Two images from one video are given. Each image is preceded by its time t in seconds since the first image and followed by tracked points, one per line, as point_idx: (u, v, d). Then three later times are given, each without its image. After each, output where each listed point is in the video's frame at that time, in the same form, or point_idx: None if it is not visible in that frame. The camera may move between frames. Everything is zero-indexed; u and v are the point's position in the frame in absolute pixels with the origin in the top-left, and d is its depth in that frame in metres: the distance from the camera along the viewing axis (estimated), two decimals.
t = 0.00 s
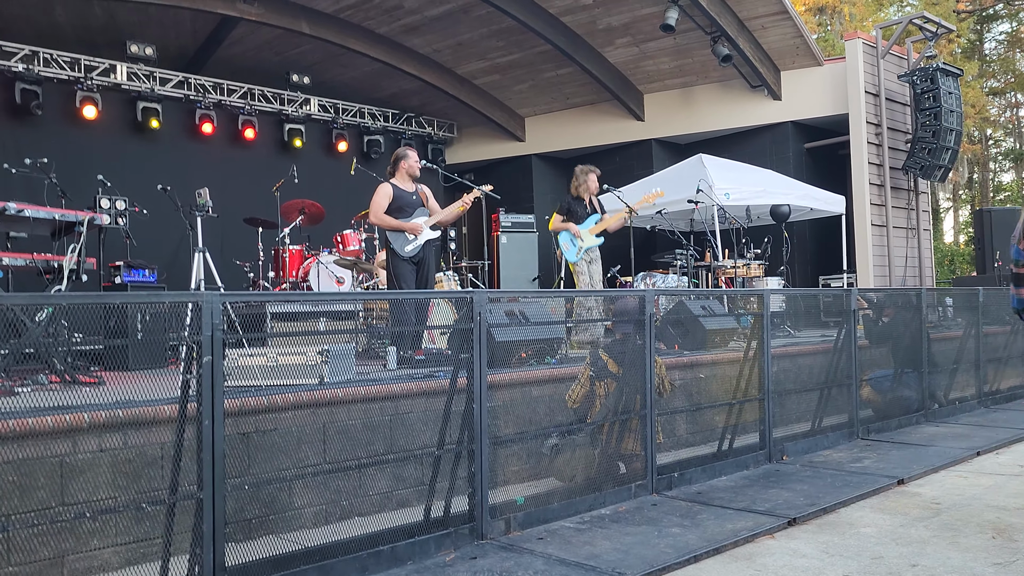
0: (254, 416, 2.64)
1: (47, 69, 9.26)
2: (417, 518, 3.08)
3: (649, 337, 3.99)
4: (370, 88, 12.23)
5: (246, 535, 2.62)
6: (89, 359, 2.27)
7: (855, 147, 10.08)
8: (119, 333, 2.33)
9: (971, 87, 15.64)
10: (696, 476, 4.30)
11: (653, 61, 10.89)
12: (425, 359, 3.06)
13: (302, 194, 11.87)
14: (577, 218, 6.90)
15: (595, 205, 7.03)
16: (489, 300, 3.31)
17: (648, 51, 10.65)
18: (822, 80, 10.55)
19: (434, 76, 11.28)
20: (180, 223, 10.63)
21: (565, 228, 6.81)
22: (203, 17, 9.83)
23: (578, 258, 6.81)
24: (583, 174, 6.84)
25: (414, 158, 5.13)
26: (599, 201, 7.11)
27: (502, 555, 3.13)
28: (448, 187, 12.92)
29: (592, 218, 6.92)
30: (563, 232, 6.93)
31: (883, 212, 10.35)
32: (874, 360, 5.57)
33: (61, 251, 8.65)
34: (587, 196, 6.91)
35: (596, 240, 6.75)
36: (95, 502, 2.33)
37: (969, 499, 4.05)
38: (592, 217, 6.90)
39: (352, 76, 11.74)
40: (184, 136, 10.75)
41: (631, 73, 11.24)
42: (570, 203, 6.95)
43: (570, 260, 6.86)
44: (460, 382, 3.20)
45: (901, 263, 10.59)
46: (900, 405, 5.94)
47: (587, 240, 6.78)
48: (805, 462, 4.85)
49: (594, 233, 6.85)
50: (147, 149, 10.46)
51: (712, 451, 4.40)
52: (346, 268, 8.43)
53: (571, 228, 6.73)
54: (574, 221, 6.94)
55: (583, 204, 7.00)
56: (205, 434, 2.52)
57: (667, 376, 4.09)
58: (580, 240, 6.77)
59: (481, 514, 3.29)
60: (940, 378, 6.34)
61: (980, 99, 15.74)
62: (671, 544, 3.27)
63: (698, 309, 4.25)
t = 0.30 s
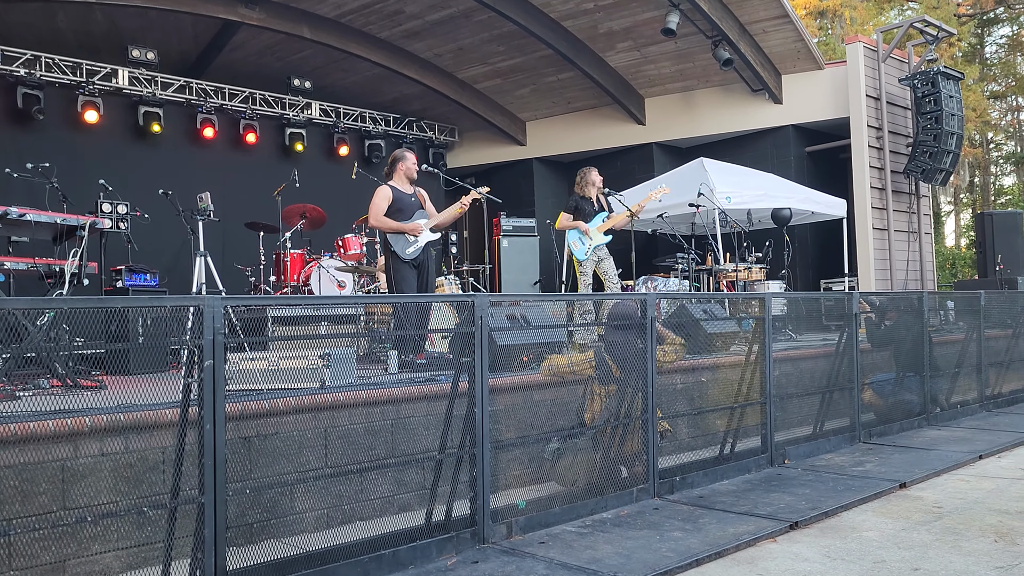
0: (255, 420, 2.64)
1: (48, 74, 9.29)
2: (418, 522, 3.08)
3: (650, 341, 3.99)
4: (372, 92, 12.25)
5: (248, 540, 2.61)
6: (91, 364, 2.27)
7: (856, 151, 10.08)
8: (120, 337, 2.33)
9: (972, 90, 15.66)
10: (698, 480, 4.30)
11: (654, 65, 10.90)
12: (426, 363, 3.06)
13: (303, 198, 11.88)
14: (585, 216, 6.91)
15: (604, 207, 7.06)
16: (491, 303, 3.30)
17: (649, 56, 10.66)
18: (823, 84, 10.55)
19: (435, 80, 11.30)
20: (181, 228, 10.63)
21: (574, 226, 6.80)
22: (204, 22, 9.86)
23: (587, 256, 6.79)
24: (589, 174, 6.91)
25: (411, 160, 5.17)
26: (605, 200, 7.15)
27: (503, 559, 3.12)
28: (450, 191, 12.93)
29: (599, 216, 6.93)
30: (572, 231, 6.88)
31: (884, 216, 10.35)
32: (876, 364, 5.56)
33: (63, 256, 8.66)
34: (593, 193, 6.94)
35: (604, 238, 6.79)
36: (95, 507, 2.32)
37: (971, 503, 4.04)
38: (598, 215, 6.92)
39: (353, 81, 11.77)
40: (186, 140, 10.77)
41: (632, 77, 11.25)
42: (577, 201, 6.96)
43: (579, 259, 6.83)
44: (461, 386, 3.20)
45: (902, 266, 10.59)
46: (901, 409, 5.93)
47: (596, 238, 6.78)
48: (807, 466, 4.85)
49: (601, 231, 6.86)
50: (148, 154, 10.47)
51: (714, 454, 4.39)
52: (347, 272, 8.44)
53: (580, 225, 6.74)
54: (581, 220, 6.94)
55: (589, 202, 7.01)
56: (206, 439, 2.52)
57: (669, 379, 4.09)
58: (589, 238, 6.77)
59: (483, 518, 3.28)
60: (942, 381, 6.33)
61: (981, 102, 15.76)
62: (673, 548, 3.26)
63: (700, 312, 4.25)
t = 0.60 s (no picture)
0: (257, 425, 2.64)
1: (51, 79, 9.30)
2: (420, 526, 3.08)
3: (652, 344, 3.98)
4: (373, 97, 12.28)
5: (250, 544, 2.62)
6: (93, 368, 2.26)
7: (857, 155, 10.08)
8: (123, 343, 2.34)
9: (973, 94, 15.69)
10: (700, 484, 4.29)
11: (655, 70, 10.91)
12: (428, 367, 3.06)
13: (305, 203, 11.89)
14: (589, 229, 6.87)
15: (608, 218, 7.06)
16: (493, 308, 3.30)
17: (650, 60, 10.68)
18: (824, 88, 10.56)
19: (436, 84, 11.31)
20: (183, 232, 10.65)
21: (579, 241, 6.82)
22: (206, 27, 9.89)
23: (593, 270, 6.83)
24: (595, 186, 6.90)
25: (408, 165, 5.17)
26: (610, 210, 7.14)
27: (506, 564, 3.12)
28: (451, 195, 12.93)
29: (604, 229, 6.93)
30: (577, 245, 6.91)
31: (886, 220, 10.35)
32: (879, 368, 5.56)
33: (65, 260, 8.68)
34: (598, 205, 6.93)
35: (610, 250, 6.81)
36: (98, 512, 2.32)
37: (973, 507, 4.03)
38: (604, 228, 6.92)
39: (355, 85, 11.79)
40: (187, 145, 10.79)
41: (633, 81, 11.25)
42: (581, 213, 6.95)
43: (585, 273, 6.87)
44: (463, 391, 3.20)
45: (904, 270, 10.58)
46: (904, 413, 5.93)
47: (602, 251, 6.81)
48: (809, 470, 4.84)
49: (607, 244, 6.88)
50: (150, 159, 10.49)
51: (716, 458, 4.39)
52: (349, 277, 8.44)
53: (585, 240, 6.75)
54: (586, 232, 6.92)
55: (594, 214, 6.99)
56: (209, 443, 2.52)
57: (670, 383, 4.09)
58: (595, 251, 6.80)
59: (485, 523, 3.28)
60: (945, 386, 6.32)
61: (982, 106, 15.77)
62: (675, 553, 3.26)
63: (702, 316, 4.25)
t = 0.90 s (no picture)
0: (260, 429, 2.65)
1: (54, 84, 9.25)
2: (422, 530, 3.08)
3: (653, 347, 3.98)
4: (375, 101, 12.30)
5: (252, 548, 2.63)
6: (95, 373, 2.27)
7: (859, 158, 10.07)
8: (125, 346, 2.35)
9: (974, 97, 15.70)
10: (702, 488, 4.29)
11: (656, 73, 10.92)
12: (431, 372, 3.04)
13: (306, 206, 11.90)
14: (581, 234, 6.94)
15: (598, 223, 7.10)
16: (494, 312, 3.30)
17: (651, 63, 10.69)
18: (826, 91, 10.56)
19: (438, 88, 11.33)
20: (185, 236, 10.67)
21: (573, 245, 6.80)
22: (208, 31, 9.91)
23: (586, 274, 6.84)
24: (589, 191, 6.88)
25: (413, 168, 5.07)
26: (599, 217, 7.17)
27: (508, 568, 3.12)
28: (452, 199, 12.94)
29: (596, 234, 6.98)
30: (570, 249, 6.89)
31: (888, 223, 10.34)
32: (881, 371, 5.55)
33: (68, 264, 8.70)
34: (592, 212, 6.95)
35: (602, 256, 6.90)
36: (99, 516, 2.33)
37: (976, 511, 4.02)
38: (597, 233, 6.98)
39: (357, 89, 11.81)
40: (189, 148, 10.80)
41: (634, 84, 11.26)
42: (574, 218, 6.96)
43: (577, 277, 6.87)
44: (464, 394, 3.20)
45: (906, 273, 10.58)
46: (906, 416, 5.92)
47: (595, 256, 6.84)
48: (811, 474, 4.84)
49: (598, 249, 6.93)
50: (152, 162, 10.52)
51: (717, 462, 4.38)
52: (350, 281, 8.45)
53: (580, 244, 6.75)
54: (577, 236, 6.96)
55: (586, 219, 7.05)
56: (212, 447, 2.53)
57: (672, 386, 4.09)
58: (589, 256, 6.82)
59: (486, 527, 3.28)
60: (947, 389, 6.32)
61: (984, 109, 15.77)
62: (677, 557, 3.26)
63: (703, 320, 4.25)
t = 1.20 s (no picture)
0: (261, 432, 2.65)
1: (56, 88, 9.31)
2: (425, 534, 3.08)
3: (655, 351, 3.98)
4: (377, 104, 12.31)
5: (254, 552, 2.62)
6: (98, 376, 2.30)
7: (861, 161, 10.07)
8: (126, 349, 2.36)
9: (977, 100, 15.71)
10: (704, 491, 4.28)
11: (658, 76, 10.93)
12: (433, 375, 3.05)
13: (308, 210, 11.92)
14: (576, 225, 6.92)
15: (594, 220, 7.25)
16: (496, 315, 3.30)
17: (653, 67, 10.70)
18: (827, 94, 10.56)
19: (440, 92, 11.35)
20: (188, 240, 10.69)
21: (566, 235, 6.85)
22: (210, 36, 9.93)
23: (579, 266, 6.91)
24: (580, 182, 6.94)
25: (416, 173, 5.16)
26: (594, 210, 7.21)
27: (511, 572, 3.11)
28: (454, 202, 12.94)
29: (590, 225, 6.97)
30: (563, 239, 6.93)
31: (890, 226, 10.33)
32: (884, 374, 5.55)
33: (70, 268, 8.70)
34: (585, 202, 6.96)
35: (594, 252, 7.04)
36: (102, 518, 2.33)
37: (979, 514, 4.02)
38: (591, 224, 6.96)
39: (359, 93, 11.83)
40: (190, 152, 10.82)
41: (636, 87, 11.26)
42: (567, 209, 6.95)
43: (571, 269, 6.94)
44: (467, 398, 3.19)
45: (908, 276, 10.57)
46: (909, 419, 5.91)
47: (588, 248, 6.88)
48: (815, 477, 4.82)
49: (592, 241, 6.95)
50: (155, 166, 10.53)
51: (720, 465, 4.37)
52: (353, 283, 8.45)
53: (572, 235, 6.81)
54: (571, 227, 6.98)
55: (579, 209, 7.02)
56: (214, 450, 2.52)
57: (674, 390, 4.08)
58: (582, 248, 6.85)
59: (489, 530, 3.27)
60: (950, 392, 6.30)
61: (986, 112, 15.78)
62: (679, 561, 3.25)
63: (705, 322, 4.26)
